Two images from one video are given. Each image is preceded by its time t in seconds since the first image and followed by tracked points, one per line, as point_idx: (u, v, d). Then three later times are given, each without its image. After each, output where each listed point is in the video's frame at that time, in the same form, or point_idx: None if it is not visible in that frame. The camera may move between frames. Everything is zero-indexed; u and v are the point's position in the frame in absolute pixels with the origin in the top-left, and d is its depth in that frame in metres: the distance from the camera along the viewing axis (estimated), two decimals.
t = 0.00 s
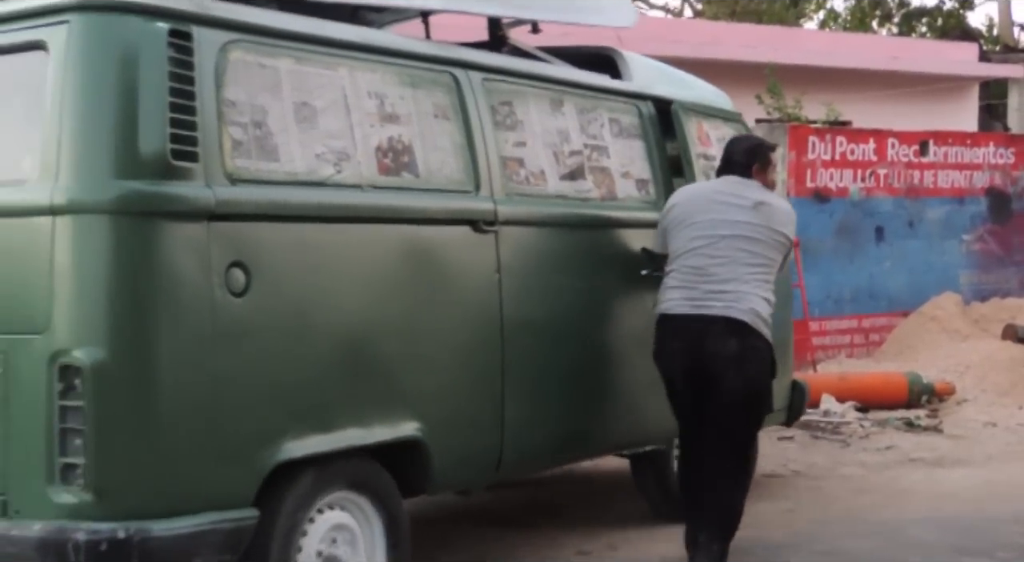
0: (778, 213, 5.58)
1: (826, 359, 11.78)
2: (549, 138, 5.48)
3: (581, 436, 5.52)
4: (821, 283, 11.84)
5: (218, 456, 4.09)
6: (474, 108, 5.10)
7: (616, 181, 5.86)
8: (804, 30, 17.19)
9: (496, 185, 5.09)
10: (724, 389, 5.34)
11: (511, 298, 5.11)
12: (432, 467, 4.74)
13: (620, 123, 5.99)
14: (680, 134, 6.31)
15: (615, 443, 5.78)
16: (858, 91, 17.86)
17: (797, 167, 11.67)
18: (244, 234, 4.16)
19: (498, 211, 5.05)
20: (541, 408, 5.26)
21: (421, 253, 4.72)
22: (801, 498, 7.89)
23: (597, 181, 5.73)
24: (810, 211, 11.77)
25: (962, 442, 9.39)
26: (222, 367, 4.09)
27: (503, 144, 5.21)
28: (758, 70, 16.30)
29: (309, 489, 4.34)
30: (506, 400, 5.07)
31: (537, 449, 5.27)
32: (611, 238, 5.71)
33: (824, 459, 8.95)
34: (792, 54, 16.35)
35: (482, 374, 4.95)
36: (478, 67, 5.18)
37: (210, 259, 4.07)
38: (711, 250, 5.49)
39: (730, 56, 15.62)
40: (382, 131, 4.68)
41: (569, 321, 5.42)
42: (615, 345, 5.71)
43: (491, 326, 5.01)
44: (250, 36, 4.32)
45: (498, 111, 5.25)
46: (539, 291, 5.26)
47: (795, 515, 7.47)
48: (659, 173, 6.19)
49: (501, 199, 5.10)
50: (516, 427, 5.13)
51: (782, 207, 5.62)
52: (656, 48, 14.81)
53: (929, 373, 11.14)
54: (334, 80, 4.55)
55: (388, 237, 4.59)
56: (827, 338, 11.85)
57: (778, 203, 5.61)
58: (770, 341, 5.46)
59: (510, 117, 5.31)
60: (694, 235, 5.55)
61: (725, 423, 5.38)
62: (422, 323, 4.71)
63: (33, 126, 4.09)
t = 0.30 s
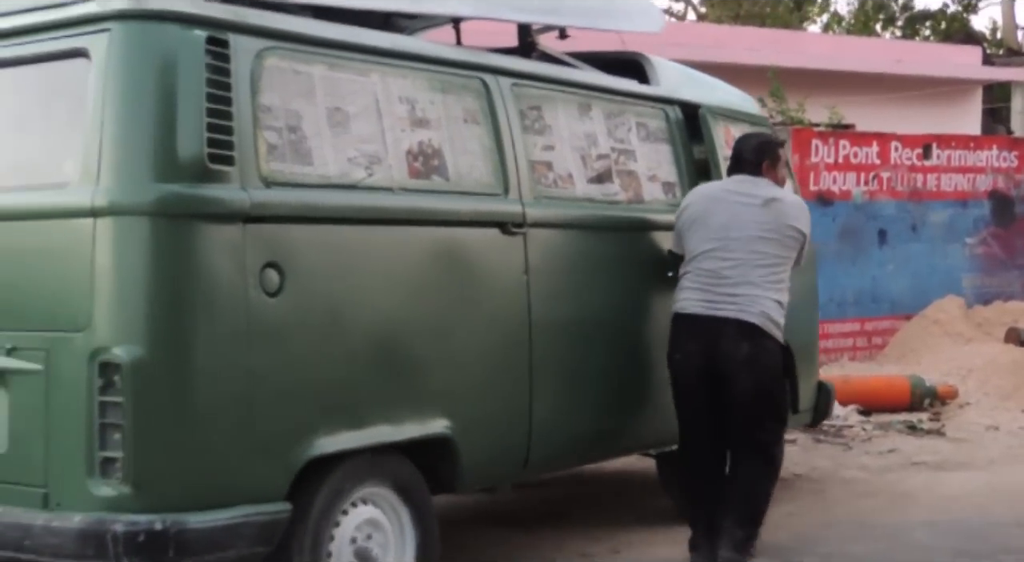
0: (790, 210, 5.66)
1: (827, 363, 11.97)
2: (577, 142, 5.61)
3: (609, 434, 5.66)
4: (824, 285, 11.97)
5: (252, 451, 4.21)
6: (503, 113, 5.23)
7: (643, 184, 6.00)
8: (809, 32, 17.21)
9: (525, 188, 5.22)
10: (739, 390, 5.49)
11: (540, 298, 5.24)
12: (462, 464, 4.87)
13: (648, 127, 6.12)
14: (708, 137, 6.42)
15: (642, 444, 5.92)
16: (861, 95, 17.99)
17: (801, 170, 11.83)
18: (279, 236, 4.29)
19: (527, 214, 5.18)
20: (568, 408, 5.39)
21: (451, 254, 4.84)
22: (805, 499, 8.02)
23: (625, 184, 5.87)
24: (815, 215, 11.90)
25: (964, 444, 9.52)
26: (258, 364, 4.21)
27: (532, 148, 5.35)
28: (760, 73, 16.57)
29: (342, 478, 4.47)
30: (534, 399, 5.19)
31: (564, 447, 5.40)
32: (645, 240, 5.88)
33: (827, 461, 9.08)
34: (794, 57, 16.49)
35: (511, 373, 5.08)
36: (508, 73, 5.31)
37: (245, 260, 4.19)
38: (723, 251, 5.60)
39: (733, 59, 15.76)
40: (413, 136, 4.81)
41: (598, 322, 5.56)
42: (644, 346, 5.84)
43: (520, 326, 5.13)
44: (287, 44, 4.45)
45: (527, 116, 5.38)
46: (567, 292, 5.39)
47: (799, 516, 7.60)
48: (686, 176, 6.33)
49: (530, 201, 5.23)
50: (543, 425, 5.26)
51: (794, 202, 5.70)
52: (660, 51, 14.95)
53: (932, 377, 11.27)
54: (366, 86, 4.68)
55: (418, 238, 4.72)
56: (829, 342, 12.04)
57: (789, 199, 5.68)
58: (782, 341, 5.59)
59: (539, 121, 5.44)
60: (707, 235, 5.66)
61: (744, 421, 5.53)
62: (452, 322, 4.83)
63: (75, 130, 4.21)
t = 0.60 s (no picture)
0: (806, 215, 5.79)
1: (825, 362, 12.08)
2: (597, 141, 5.73)
3: (622, 431, 5.76)
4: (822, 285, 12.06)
5: (278, 443, 4.31)
6: (523, 112, 5.34)
7: (661, 183, 6.12)
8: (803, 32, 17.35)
9: (544, 187, 5.34)
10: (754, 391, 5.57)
11: (558, 295, 5.36)
12: (480, 456, 4.99)
13: (667, 127, 6.24)
14: (727, 138, 6.54)
15: (651, 441, 6.01)
16: (858, 95, 18.12)
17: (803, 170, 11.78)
18: (304, 232, 4.39)
19: (547, 212, 5.30)
20: (584, 403, 5.50)
21: (470, 252, 4.95)
22: (800, 496, 8.12)
23: (643, 182, 5.99)
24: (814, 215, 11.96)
25: (957, 444, 9.63)
26: (283, 357, 4.32)
27: (552, 147, 5.46)
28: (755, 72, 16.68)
29: (362, 470, 4.57)
30: (552, 394, 5.31)
31: (579, 442, 5.51)
32: (660, 239, 5.99)
33: (820, 460, 9.18)
34: (790, 56, 16.59)
35: (529, 368, 5.20)
36: (529, 73, 5.42)
37: (271, 255, 4.30)
38: (740, 253, 5.71)
39: (730, 58, 15.86)
40: (435, 135, 4.93)
41: (613, 320, 5.66)
42: (657, 345, 5.95)
43: (538, 322, 5.25)
44: (316, 45, 4.57)
45: (548, 115, 5.50)
46: (584, 290, 5.50)
47: (795, 512, 7.70)
48: (704, 175, 6.45)
49: (549, 200, 5.35)
50: (559, 420, 5.37)
51: (808, 207, 5.84)
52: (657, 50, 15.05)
53: (926, 377, 11.38)
54: (389, 85, 4.80)
55: (439, 235, 4.83)
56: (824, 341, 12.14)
57: (805, 205, 5.82)
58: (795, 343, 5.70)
59: (559, 121, 5.56)
60: (726, 237, 5.77)
61: (755, 423, 5.60)
62: (471, 318, 4.95)
63: (107, 128, 4.31)
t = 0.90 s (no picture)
0: (815, 220, 5.90)
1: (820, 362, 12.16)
2: (613, 142, 5.83)
3: (635, 427, 5.86)
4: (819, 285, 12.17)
5: (299, 436, 4.41)
6: (540, 113, 5.44)
7: (677, 184, 6.22)
8: (797, 34, 17.48)
9: (561, 187, 5.43)
10: (759, 390, 5.66)
11: (574, 293, 5.46)
12: (498, 450, 5.09)
13: (683, 128, 6.34)
14: (744, 139, 6.65)
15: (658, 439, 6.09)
16: (854, 97, 18.25)
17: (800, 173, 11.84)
18: (325, 230, 4.49)
19: (564, 211, 5.40)
20: (600, 399, 5.60)
21: (488, 250, 5.05)
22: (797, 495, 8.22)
23: (659, 183, 6.09)
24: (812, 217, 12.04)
25: (952, 444, 9.73)
26: (304, 352, 4.41)
27: (569, 148, 5.56)
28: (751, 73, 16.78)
29: (382, 463, 4.67)
30: (568, 389, 5.41)
31: (595, 437, 5.61)
32: (674, 238, 6.06)
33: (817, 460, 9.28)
34: (786, 58, 16.69)
35: (546, 365, 5.29)
36: (546, 74, 5.52)
37: (293, 253, 4.39)
38: (751, 255, 5.81)
39: (727, 59, 15.97)
40: (453, 136, 5.03)
41: (629, 318, 5.76)
42: (672, 343, 6.04)
43: (555, 319, 5.35)
44: (333, 47, 4.66)
45: (565, 117, 5.60)
46: (600, 288, 5.60)
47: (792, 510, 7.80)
48: (721, 175, 6.55)
49: (565, 199, 5.44)
50: (576, 416, 5.47)
51: (818, 211, 5.94)
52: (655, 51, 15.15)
53: (921, 378, 11.48)
54: (409, 87, 4.90)
55: (457, 233, 4.92)
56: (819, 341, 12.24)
57: (815, 210, 5.92)
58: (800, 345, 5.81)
59: (576, 122, 5.66)
60: (735, 239, 5.87)
61: (758, 422, 5.69)
62: (488, 314, 5.04)
63: (134, 129, 4.40)
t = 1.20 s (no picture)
0: (821, 227, 5.99)
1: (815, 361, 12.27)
2: (630, 143, 5.94)
3: (647, 425, 5.96)
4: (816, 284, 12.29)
5: (320, 431, 4.51)
6: (558, 114, 5.55)
7: (693, 184, 6.33)
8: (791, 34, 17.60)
9: (579, 187, 5.54)
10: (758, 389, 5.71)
11: (591, 291, 5.56)
12: (515, 445, 5.20)
13: (700, 130, 6.45)
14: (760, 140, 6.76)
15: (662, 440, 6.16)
16: (848, 97, 18.38)
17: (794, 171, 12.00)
18: (346, 229, 4.59)
19: (581, 211, 5.50)
20: (614, 396, 5.71)
21: (505, 249, 5.15)
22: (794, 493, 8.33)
23: (676, 184, 6.20)
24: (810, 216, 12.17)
25: (945, 444, 9.84)
26: (324, 348, 4.50)
27: (586, 149, 5.67)
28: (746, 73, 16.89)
29: (401, 457, 4.77)
30: (584, 386, 5.52)
31: (609, 432, 5.72)
32: (688, 237, 6.17)
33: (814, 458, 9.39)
34: (781, 58, 16.80)
35: (563, 361, 5.40)
36: (564, 76, 5.63)
37: (315, 251, 4.49)
38: (755, 257, 5.90)
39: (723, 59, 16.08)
40: (472, 137, 5.13)
41: (644, 316, 5.86)
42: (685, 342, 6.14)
43: (572, 317, 5.45)
44: (354, 49, 4.76)
45: (583, 118, 5.71)
46: (615, 287, 5.70)
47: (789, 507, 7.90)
48: (737, 176, 6.66)
49: (583, 199, 5.55)
50: (592, 412, 5.58)
51: (823, 218, 6.03)
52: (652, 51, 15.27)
53: (915, 377, 11.60)
54: (429, 89, 5.01)
55: (475, 233, 5.02)
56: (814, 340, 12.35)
57: (821, 217, 6.02)
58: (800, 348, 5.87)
59: (594, 123, 5.77)
60: (739, 242, 5.96)
61: (756, 423, 5.72)
62: (507, 312, 5.15)
63: (161, 130, 4.50)
